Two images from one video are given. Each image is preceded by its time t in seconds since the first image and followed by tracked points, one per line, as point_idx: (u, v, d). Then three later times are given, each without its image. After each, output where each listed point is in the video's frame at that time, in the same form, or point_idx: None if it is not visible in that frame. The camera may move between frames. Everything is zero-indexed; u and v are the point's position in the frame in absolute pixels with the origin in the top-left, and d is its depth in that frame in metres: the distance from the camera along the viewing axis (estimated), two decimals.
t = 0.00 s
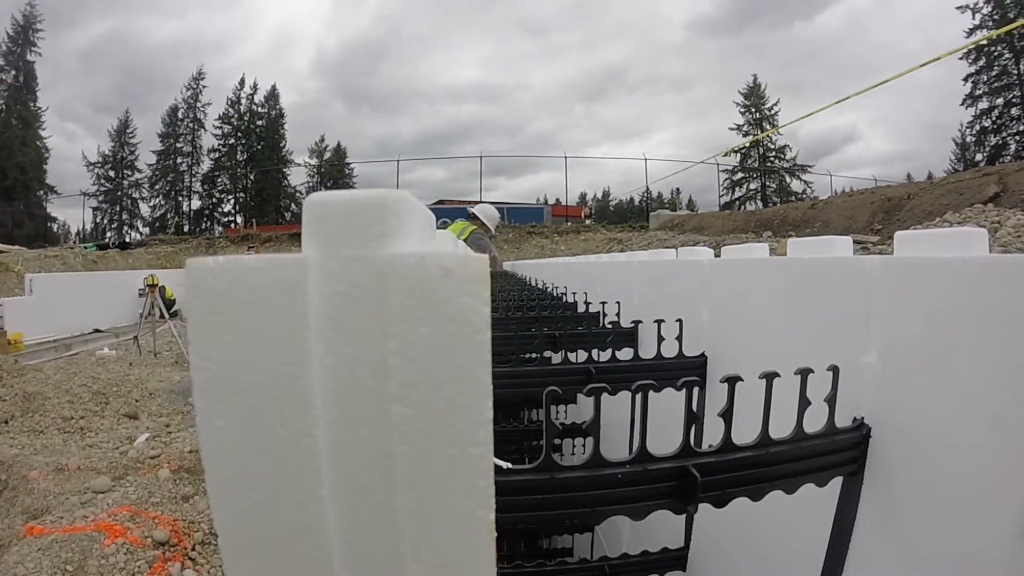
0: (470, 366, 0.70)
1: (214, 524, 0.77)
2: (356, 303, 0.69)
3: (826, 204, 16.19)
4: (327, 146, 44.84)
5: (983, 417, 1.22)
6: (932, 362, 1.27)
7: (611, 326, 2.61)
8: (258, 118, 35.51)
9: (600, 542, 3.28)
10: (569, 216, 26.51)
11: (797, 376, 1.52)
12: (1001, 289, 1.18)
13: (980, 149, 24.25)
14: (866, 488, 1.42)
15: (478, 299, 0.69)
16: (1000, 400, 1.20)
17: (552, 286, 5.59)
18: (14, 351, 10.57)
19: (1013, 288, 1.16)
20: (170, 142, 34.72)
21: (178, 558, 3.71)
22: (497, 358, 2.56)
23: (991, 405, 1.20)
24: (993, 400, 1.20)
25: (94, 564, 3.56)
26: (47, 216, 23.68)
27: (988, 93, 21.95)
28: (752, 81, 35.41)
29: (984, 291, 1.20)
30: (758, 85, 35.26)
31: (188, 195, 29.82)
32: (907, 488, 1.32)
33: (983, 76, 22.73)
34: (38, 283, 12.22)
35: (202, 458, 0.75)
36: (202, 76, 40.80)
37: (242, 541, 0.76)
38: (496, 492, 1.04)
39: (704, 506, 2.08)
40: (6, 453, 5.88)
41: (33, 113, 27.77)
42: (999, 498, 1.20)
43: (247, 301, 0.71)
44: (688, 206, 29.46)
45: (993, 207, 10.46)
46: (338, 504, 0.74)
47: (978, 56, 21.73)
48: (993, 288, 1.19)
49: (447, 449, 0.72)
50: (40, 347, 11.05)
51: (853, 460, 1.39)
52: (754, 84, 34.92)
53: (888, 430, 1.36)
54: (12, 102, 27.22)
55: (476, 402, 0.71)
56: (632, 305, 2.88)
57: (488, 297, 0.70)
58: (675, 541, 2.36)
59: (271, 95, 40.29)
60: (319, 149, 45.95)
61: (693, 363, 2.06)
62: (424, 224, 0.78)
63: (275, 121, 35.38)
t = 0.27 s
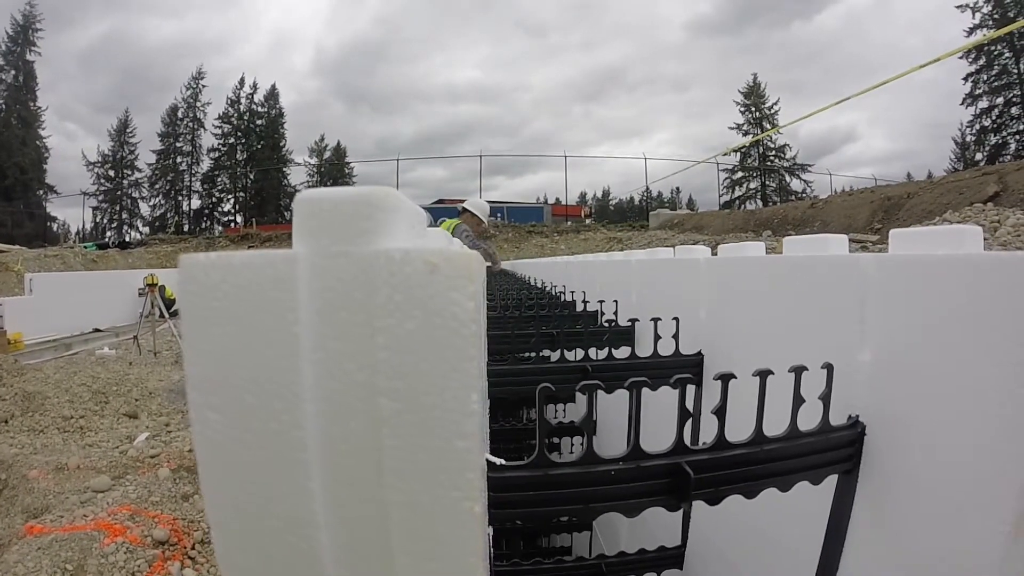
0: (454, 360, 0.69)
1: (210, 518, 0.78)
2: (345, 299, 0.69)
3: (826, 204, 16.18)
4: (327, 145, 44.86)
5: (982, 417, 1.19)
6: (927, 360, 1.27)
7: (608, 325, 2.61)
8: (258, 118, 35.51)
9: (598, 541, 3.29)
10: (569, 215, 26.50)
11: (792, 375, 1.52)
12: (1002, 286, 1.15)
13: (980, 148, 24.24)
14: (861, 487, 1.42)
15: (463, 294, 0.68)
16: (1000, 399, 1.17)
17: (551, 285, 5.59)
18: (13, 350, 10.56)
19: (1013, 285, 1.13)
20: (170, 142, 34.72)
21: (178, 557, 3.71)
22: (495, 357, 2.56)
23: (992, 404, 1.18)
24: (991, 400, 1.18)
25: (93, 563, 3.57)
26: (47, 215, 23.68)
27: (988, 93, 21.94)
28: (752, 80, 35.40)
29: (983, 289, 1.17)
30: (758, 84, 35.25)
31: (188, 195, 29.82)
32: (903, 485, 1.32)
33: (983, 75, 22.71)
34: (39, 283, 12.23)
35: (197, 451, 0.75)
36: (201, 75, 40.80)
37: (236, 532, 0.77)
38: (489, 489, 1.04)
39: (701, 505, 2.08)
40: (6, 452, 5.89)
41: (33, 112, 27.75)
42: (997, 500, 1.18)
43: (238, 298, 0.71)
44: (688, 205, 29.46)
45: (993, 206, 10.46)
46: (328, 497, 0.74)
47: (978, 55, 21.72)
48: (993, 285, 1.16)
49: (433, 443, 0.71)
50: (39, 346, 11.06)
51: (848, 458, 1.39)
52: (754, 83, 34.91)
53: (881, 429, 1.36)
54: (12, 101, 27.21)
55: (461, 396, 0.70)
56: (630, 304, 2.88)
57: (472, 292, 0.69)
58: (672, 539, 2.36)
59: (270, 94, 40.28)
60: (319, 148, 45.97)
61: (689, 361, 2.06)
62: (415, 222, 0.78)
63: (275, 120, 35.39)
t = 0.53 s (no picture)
0: (439, 362, 0.70)
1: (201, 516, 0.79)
2: (331, 300, 0.69)
3: (825, 205, 16.19)
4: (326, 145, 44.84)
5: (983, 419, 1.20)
6: (920, 362, 1.27)
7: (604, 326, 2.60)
8: (258, 118, 35.51)
9: (595, 542, 3.29)
10: (569, 216, 26.51)
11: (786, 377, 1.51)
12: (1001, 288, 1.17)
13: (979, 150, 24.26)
14: (855, 490, 1.41)
15: (447, 296, 0.68)
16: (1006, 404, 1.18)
17: (550, 286, 5.59)
18: (11, 350, 10.54)
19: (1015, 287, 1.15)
20: (170, 142, 34.72)
21: (176, 557, 3.71)
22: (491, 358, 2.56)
23: (997, 409, 1.19)
24: (992, 401, 1.19)
25: (91, 562, 3.57)
26: (46, 215, 23.66)
27: (987, 95, 21.96)
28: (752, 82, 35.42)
29: (981, 291, 1.19)
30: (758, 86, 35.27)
31: (187, 195, 29.81)
32: (897, 487, 1.32)
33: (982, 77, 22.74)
34: (37, 282, 12.21)
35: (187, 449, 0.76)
36: (201, 75, 40.81)
37: (225, 529, 0.77)
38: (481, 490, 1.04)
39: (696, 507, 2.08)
40: (4, 451, 5.88)
41: (32, 111, 27.72)
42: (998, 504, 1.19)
43: (228, 299, 0.72)
44: (688, 206, 29.47)
45: (992, 208, 10.47)
46: (314, 496, 0.74)
47: (978, 58, 21.74)
48: (992, 286, 1.18)
49: (417, 444, 0.71)
50: (38, 346, 11.05)
51: (841, 461, 1.39)
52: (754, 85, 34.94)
53: (875, 432, 1.36)
54: (11, 100, 27.18)
55: (446, 397, 0.70)
56: (626, 305, 2.87)
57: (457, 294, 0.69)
58: (668, 541, 2.37)
59: (270, 94, 40.27)
60: (319, 148, 45.98)
61: (685, 363, 2.05)
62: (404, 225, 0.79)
63: (275, 120, 35.39)
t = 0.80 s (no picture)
0: (409, 357, 0.70)
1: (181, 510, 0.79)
2: (305, 297, 0.69)
3: (823, 204, 16.20)
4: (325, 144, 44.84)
5: (977, 421, 1.18)
6: (909, 360, 1.27)
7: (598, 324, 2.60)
8: (256, 116, 35.46)
9: (591, 540, 3.29)
10: (567, 215, 26.50)
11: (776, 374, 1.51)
12: (1000, 287, 1.13)
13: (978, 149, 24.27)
14: (843, 487, 1.41)
15: (418, 293, 0.69)
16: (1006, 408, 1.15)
17: (546, 284, 5.59)
18: (9, 349, 10.53)
19: (1015, 286, 1.11)
20: (168, 141, 34.67)
21: (174, 556, 3.71)
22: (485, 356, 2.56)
23: (994, 412, 1.16)
24: (985, 403, 1.17)
25: (89, 562, 3.58)
26: (44, 214, 23.61)
27: (985, 93, 21.96)
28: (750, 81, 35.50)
29: (975, 289, 1.16)
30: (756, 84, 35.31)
31: (185, 194, 29.76)
32: (885, 484, 1.33)
33: (980, 75, 22.76)
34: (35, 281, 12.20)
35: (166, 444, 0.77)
36: (200, 74, 40.75)
37: (204, 524, 0.78)
38: (467, 486, 1.05)
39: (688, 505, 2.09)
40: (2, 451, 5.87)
41: (29, 110, 27.65)
42: (983, 507, 1.18)
43: (206, 296, 0.73)
44: (686, 205, 29.48)
45: (989, 207, 10.49)
46: (289, 491, 0.74)
47: (976, 56, 21.76)
48: (988, 284, 1.14)
49: (389, 437, 0.72)
50: (36, 345, 11.04)
51: (831, 459, 1.39)
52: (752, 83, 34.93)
53: (865, 430, 1.36)
54: (8, 99, 27.10)
55: (416, 392, 0.71)
56: (621, 303, 2.87)
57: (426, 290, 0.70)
58: (661, 539, 2.37)
59: (268, 93, 40.20)
60: (317, 147, 45.99)
61: (677, 360, 2.05)
62: (382, 226, 0.79)
63: (273, 119, 35.34)
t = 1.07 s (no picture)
0: (382, 354, 0.70)
1: (171, 502, 0.82)
2: (282, 294, 0.71)
3: (824, 203, 16.19)
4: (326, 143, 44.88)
5: (974, 421, 1.18)
6: (900, 359, 1.27)
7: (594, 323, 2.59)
8: (257, 116, 35.48)
9: (588, 539, 3.30)
10: (568, 214, 26.49)
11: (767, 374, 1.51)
12: (1000, 286, 1.13)
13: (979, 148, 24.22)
14: (835, 487, 1.41)
15: (390, 291, 0.69)
16: (1003, 409, 1.15)
17: (545, 283, 5.60)
18: (10, 348, 10.56)
19: (1016, 286, 1.11)
20: (170, 140, 34.71)
21: (174, 554, 3.72)
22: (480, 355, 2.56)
23: (991, 414, 1.16)
24: (981, 403, 1.17)
25: (90, 560, 3.59)
26: (46, 213, 23.65)
27: (987, 93, 21.91)
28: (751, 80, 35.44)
29: (972, 289, 1.16)
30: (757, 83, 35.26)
31: (187, 193, 29.80)
32: (877, 484, 1.32)
33: (982, 74, 22.71)
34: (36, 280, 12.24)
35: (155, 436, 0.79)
36: (201, 73, 40.79)
37: (192, 513, 0.81)
38: (453, 484, 1.04)
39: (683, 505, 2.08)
40: (4, 449, 5.89)
41: (31, 109, 27.68)
42: (979, 509, 1.18)
43: (192, 295, 0.75)
44: (687, 204, 29.46)
45: (990, 207, 10.48)
46: (269, 483, 0.76)
47: (978, 55, 21.71)
48: (989, 284, 1.14)
49: (363, 433, 0.72)
50: (38, 344, 11.08)
51: (822, 459, 1.38)
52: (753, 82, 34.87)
53: (856, 429, 1.35)
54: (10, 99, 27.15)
55: (389, 388, 0.71)
56: (617, 302, 2.87)
57: (399, 288, 0.70)
58: (656, 538, 2.37)
59: (269, 92, 40.21)
60: (319, 146, 46.03)
61: (672, 360, 2.04)
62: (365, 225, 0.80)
63: (274, 118, 35.35)
